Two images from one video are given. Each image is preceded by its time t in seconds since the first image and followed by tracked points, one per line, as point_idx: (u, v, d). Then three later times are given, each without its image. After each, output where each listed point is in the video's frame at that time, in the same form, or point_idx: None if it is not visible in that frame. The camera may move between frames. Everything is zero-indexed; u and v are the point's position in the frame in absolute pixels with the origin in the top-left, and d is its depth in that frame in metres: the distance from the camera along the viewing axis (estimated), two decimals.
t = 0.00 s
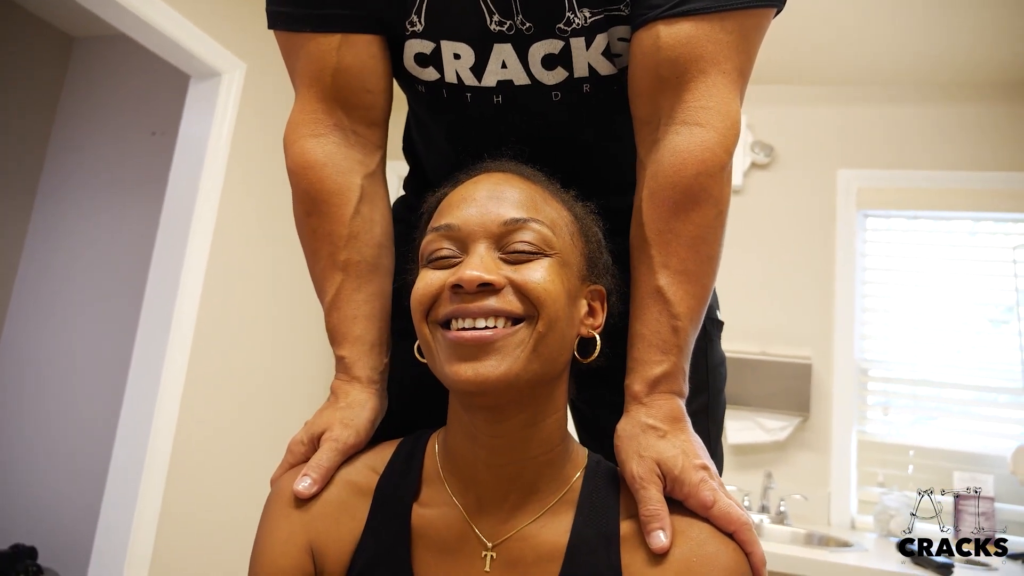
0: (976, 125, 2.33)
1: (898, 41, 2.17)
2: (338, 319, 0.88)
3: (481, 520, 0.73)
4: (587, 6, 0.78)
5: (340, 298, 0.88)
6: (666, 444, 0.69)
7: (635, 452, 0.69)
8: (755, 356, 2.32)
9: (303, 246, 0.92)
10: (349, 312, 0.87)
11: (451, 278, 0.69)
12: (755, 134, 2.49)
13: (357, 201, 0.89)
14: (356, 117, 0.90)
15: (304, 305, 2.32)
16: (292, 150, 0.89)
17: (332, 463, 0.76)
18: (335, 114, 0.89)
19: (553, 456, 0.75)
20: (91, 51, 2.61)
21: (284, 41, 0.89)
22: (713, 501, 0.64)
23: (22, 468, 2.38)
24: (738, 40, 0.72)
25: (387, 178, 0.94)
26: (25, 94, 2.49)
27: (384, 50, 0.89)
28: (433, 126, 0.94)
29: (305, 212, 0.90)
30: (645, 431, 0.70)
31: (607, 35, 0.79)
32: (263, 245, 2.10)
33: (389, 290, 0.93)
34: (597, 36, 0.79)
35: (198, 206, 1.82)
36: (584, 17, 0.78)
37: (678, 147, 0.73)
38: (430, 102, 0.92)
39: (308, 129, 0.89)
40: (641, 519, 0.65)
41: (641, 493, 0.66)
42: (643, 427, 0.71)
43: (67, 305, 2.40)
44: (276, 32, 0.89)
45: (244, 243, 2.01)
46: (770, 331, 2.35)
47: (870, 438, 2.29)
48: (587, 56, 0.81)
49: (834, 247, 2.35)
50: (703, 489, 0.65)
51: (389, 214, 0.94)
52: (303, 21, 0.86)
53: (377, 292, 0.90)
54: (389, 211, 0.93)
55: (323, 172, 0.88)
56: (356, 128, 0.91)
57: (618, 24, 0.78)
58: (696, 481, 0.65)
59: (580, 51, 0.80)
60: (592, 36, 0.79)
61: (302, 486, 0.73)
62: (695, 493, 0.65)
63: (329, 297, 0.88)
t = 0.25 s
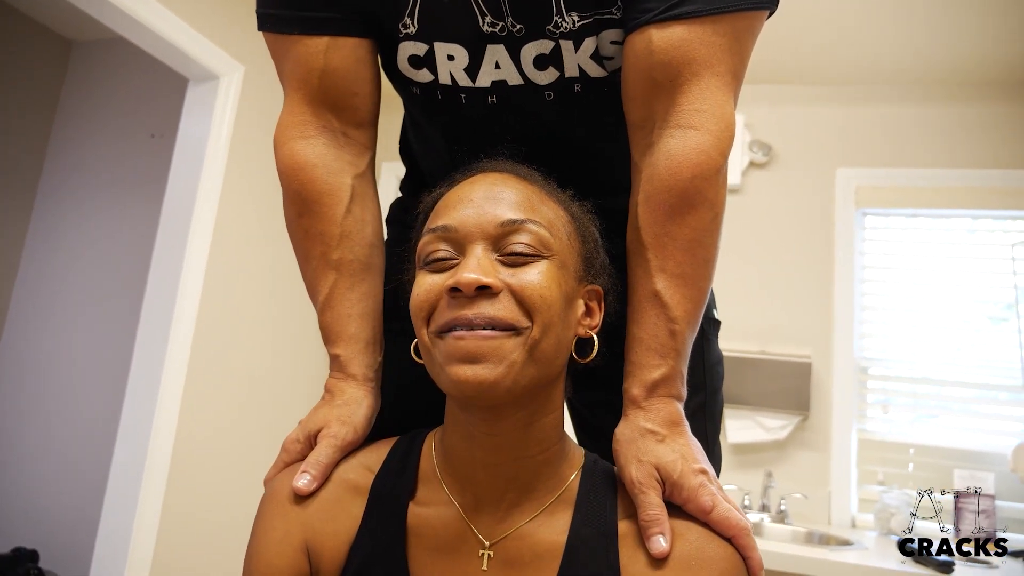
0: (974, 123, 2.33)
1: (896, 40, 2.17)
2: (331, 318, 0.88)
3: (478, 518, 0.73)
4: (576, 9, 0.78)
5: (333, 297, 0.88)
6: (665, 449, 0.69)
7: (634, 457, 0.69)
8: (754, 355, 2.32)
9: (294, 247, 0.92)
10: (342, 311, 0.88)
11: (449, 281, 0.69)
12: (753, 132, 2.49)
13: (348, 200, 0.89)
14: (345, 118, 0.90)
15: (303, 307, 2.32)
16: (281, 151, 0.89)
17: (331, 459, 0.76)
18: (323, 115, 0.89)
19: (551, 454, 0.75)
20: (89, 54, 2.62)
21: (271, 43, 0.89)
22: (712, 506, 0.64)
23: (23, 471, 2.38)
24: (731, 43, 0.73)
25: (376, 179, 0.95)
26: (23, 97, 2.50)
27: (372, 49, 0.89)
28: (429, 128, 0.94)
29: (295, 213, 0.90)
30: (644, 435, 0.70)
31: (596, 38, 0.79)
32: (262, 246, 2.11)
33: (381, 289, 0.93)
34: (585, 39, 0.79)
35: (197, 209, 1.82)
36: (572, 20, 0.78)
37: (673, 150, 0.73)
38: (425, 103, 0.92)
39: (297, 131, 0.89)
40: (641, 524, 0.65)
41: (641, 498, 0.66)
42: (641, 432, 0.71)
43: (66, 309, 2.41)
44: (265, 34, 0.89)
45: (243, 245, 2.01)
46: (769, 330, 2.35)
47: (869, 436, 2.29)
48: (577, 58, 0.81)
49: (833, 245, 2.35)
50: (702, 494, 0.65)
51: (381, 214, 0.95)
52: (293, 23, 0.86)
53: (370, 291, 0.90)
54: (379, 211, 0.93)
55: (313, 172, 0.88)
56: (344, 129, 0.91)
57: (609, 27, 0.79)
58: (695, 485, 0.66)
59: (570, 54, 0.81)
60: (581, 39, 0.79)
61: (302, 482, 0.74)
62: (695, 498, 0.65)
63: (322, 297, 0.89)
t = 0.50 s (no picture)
0: (973, 122, 2.33)
1: (894, 40, 2.18)
2: (333, 319, 0.88)
3: (479, 518, 0.74)
4: (571, 11, 0.78)
5: (335, 299, 0.89)
6: (656, 442, 0.69)
7: (626, 452, 0.70)
8: (754, 355, 2.32)
9: (298, 249, 0.92)
10: (344, 313, 0.88)
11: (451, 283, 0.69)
12: (752, 133, 2.49)
13: (350, 203, 0.90)
14: (346, 121, 0.91)
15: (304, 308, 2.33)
16: (284, 155, 0.90)
17: (332, 462, 0.76)
18: (325, 118, 0.90)
19: (552, 455, 0.75)
20: (90, 56, 2.62)
21: (273, 48, 0.90)
22: (704, 499, 0.65)
23: (25, 472, 2.39)
24: (726, 43, 0.73)
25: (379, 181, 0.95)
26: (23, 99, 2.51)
27: (372, 52, 0.90)
28: (426, 129, 0.94)
29: (298, 216, 0.90)
30: (636, 429, 0.71)
31: (592, 40, 0.80)
32: (262, 248, 2.11)
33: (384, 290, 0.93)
34: (581, 41, 0.79)
35: (198, 211, 1.83)
36: (568, 23, 0.79)
37: (670, 149, 0.73)
38: (422, 105, 0.92)
39: (299, 134, 0.89)
40: (634, 518, 0.66)
41: (634, 491, 0.66)
42: (633, 426, 0.71)
43: (67, 310, 2.41)
44: (266, 39, 0.89)
45: (244, 246, 2.01)
46: (769, 330, 2.36)
47: (870, 437, 2.29)
48: (573, 60, 0.81)
49: (833, 245, 2.35)
50: (694, 486, 0.65)
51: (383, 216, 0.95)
52: (292, 27, 0.86)
53: (372, 292, 0.91)
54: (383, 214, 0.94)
55: (315, 176, 0.88)
56: (346, 132, 0.91)
57: (604, 29, 0.79)
58: (686, 478, 0.66)
59: (566, 56, 0.81)
60: (576, 41, 0.80)
61: (302, 484, 0.74)
62: (687, 491, 0.65)
63: (324, 299, 0.89)
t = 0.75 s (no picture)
0: (974, 121, 2.33)
1: (894, 39, 2.18)
2: (333, 321, 0.89)
3: (479, 519, 0.74)
4: (569, 15, 0.78)
5: (335, 301, 0.89)
6: (662, 449, 0.70)
7: (632, 457, 0.70)
8: (755, 355, 2.32)
9: (297, 251, 0.93)
10: (344, 315, 0.89)
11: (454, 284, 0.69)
12: (752, 133, 2.50)
13: (349, 205, 0.90)
14: (346, 124, 0.91)
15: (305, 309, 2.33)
16: (284, 157, 0.90)
17: (332, 463, 0.77)
18: (325, 122, 0.90)
19: (552, 456, 0.76)
20: (90, 58, 2.63)
21: (273, 51, 0.90)
22: (710, 506, 0.65)
23: (27, 474, 2.39)
24: (724, 47, 0.73)
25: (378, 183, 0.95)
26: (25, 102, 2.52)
27: (371, 55, 0.90)
28: (426, 132, 0.95)
29: (298, 218, 0.90)
30: (641, 435, 0.71)
31: (591, 42, 0.80)
32: (263, 249, 2.12)
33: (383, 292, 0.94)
34: (579, 44, 0.80)
35: (198, 212, 1.83)
36: (566, 26, 0.79)
37: (668, 152, 0.74)
38: (421, 109, 0.93)
39: (300, 137, 0.90)
40: (640, 525, 0.66)
41: (640, 499, 0.67)
42: (638, 432, 0.71)
43: (68, 312, 2.42)
44: (266, 42, 0.89)
45: (244, 247, 2.02)
46: (769, 329, 2.36)
47: (870, 436, 2.29)
48: (571, 63, 0.82)
49: (833, 245, 2.35)
50: (699, 494, 0.66)
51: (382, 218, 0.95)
52: (292, 31, 0.87)
53: (372, 294, 0.91)
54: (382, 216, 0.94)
55: (315, 178, 0.89)
56: (345, 135, 0.92)
57: (602, 32, 0.79)
58: (692, 486, 0.66)
59: (564, 59, 0.81)
60: (575, 44, 0.80)
61: (302, 485, 0.74)
62: (692, 498, 0.66)
63: (323, 301, 0.89)
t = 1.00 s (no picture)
0: (974, 122, 2.34)
1: (895, 40, 2.18)
2: (334, 322, 0.89)
3: (470, 520, 0.74)
4: (572, 16, 0.79)
5: (336, 302, 0.89)
6: (654, 441, 0.70)
7: (625, 450, 0.70)
8: (755, 355, 2.33)
9: (299, 252, 0.93)
10: (345, 316, 0.89)
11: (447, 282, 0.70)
12: (752, 133, 2.50)
13: (351, 207, 0.91)
14: (349, 126, 0.92)
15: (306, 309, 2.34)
16: (287, 159, 0.90)
17: (332, 462, 0.77)
18: (328, 124, 0.91)
19: (546, 457, 0.76)
20: (93, 59, 2.64)
21: (277, 55, 0.91)
22: (701, 498, 0.65)
23: (28, 474, 2.40)
24: (727, 46, 0.74)
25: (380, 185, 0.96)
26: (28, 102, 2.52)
27: (374, 57, 0.91)
28: (428, 134, 0.95)
29: (301, 219, 0.91)
30: (635, 428, 0.72)
31: (593, 44, 0.81)
32: (264, 249, 2.12)
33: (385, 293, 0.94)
34: (583, 46, 0.80)
35: (200, 213, 1.84)
36: (569, 28, 0.79)
37: (670, 150, 0.74)
38: (423, 111, 0.93)
39: (303, 139, 0.90)
40: (629, 516, 0.66)
41: (630, 490, 0.67)
42: (632, 425, 0.72)
43: (69, 312, 2.43)
44: (270, 46, 0.90)
45: (245, 247, 2.02)
46: (769, 330, 2.36)
47: (870, 437, 2.29)
48: (574, 66, 0.82)
49: (834, 245, 2.36)
50: (690, 486, 0.66)
51: (383, 219, 0.96)
52: (297, 36, 0.87)
53: (372, 295, 0.91)
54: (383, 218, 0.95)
55: (317, 180, 0.89)
56: (348, 137, 0.92)
57: (604, 33, 0.80)
58: (684, 478, 0.67)
59: (567, 61, 0.82)
60: (578, 46, 0.80)
61: (304, 484, 0.75)
62: (684, 490, 0.66)
63: (324, 303, 0.90)
